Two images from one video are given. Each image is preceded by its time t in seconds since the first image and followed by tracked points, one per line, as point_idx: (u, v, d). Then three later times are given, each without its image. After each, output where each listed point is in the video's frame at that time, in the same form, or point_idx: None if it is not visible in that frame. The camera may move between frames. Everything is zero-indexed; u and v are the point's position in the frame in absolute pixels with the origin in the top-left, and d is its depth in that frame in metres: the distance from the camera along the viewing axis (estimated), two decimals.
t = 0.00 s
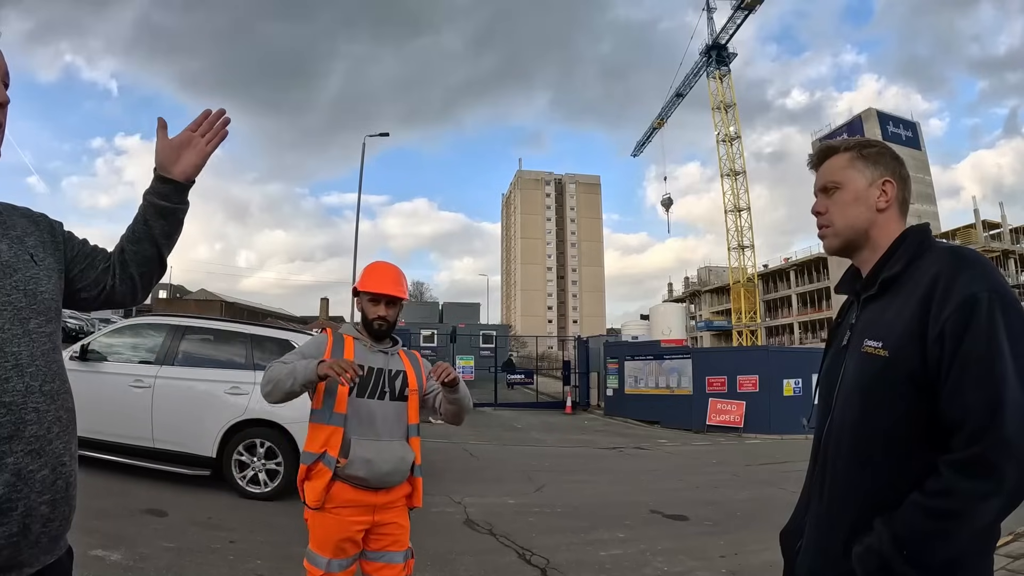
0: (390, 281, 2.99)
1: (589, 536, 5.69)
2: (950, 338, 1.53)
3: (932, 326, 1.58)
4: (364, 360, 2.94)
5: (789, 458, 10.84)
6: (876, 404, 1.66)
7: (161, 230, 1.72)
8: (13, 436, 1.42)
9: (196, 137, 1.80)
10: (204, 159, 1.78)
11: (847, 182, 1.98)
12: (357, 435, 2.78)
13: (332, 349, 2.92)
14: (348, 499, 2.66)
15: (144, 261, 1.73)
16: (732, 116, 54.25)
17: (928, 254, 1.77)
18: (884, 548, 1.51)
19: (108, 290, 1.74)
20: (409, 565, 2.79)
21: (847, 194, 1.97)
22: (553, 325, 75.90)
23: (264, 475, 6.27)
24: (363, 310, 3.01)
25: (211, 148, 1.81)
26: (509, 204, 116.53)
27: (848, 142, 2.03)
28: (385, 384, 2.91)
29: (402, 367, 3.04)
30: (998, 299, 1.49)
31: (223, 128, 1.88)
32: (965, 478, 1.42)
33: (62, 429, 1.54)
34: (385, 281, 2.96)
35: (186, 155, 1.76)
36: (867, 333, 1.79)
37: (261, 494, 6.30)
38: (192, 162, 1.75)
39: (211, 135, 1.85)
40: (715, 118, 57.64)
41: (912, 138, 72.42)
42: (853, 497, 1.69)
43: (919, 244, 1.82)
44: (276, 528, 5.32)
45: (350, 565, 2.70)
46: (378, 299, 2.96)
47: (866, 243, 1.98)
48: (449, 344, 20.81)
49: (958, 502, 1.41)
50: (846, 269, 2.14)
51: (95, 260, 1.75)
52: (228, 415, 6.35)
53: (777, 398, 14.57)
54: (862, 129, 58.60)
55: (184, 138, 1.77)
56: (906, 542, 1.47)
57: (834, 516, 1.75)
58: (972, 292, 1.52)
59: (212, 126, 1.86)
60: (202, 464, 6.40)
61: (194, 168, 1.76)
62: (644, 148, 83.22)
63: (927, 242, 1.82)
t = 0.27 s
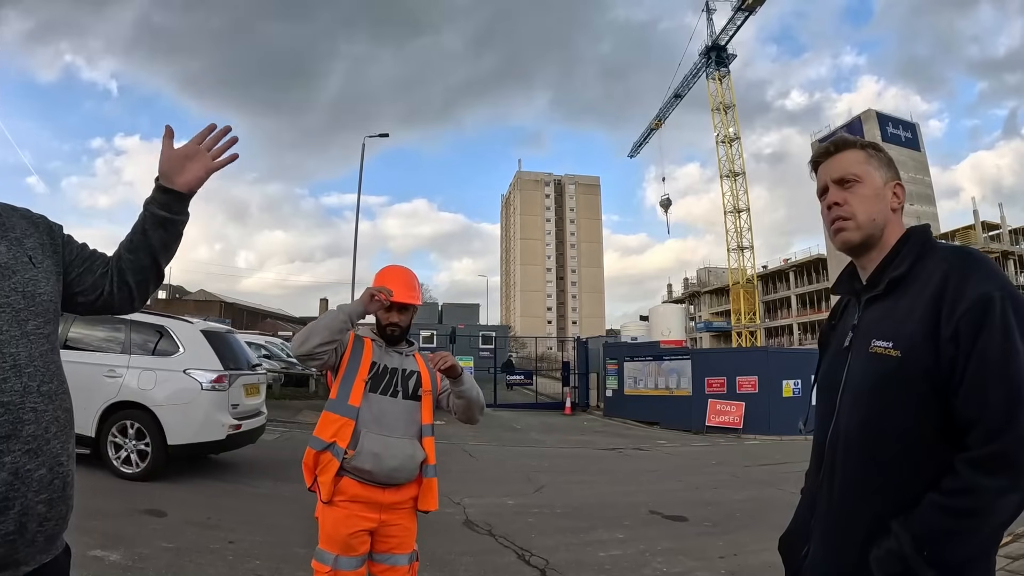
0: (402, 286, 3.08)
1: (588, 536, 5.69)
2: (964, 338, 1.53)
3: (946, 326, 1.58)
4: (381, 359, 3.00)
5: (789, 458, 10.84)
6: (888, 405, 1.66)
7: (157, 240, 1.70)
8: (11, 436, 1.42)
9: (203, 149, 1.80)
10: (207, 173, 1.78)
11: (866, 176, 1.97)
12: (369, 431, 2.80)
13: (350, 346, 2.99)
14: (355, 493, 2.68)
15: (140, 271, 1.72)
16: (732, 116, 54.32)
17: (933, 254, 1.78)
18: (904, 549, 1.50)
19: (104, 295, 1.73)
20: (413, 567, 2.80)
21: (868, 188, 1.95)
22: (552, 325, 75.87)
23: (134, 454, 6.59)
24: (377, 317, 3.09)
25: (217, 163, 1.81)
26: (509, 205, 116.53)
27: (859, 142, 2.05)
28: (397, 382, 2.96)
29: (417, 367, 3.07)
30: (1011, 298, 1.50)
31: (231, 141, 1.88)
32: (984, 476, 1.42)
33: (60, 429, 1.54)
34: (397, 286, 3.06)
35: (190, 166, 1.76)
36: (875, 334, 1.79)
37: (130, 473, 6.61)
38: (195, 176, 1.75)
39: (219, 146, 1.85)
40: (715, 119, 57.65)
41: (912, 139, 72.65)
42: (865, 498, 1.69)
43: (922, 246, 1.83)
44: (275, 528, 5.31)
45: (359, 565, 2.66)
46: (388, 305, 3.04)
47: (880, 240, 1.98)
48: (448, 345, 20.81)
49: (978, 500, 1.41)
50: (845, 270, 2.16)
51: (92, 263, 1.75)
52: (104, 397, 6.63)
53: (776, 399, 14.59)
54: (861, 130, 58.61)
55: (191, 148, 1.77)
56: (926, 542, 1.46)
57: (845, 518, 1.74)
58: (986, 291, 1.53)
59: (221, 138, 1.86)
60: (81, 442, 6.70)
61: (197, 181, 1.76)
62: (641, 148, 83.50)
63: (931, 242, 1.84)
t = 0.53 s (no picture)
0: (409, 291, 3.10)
1: (588, 537, 5.71)
2: (967, 338, 1.54)
3: (947, 327, 1.60)
4: (390, 361, 3.01)
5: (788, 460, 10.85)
6: (890, 405, 1.66)
7: (153, 262, 1.69)
8: (2, 441, 1.42)
9: (211, 180, 1.78)
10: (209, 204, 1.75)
11: (868, 177, 1.99)
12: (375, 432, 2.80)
13: (360, 348, 2.99)
14: (359, 494, 2.68)
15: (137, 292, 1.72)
16: (731, 117, 54.34)
17: (931, 255, 1.80)
18: (913, 551, 1.50)
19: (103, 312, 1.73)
20: (415, 568, 2.80)
21: (870, 189, 1.97)
22: (552, 326, 75.89)
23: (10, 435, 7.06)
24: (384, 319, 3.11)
25: (222, 196, 1.79)
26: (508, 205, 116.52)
27: (861, 143, 2.07)
28: (404, 385, 2.97)
29: (424, 370, 3.08)
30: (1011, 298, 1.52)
31: (242, 175, 1.86)
32: (991, 474, 1.43)
33: (54, 435, 1.54)
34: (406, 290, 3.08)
35: (192, 195, 1.74)
36: (874, 334, 1.79)
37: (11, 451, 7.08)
38: (195, 206, 1.73)
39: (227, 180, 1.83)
40: (714, 120, 57.71)
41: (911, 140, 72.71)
42: (868, 499, 1.69)
43: (919, 248, 1.85)
44: (274, 529, 5.32)
45: (361, 565, 2.66)
46: (396, 308, 3.06)
47: (880, 242, 1.98)
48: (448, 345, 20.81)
49: (987, 498, 1.42)
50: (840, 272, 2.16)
51: (96, 275, 1.77)
52: None
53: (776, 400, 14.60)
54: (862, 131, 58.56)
55: (197, 178, 1.76)
56: (935, 543, 1.46)
57: (847, 520, 1.74)
58: (987, 292, 1.55)
59: (232, 171, 1.84)
60: None
61: (195, 210, 1.73)
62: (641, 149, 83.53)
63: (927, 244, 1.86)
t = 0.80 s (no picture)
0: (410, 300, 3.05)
1: (587, 537, 5.72)
2: (959, 338, 1.55)
3: (939, 327, 1.60)
4: (390, 363, 3.02)
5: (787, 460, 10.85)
6: (884, 405, 1.66)
7: (161, 275, 1.69)
8: None
9: (226, 198, 1.76)
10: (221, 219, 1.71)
11: (861, 179, 2.00)
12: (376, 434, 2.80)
13: (361, 351, 3.00)
14: (364, 497, 2.68)
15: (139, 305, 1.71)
16: (730, 118, 54.35)
17: (922, 255, 1.80)
18: (909, 552, 1.50)
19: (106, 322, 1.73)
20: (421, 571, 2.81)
21: (862, 191, 1.98)
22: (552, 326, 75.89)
23: None
24: (384, 323, 3.10)
25: (237, 213, 1.75)
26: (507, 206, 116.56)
27: (853, 145, 2.08)
28: (405, 386, 2.97)
29: (424, 371, 3.09)
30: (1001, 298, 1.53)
31: (260, 196, 1.83)
32: (985, 473, 1.44)
33: (49, 443, 1.54)
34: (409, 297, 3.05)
35: (207, 211, 1.73)
36: (865, 335, 1.79)
37: None
38: (207, 221, 1.70)
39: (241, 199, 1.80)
40: (714, 121, 57.70)
41: (911, 141, 72.79)
42: (862, 501, 1.69)
43: (910, 249, 1.85)
44: (273, 530, 5.32)
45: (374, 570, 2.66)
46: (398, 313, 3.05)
47: (872, 243, 1.98)
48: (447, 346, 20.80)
49: (981, 497, 1.42)
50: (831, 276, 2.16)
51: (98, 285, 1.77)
52: None
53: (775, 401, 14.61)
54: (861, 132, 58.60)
55: (214, 196, 1.75)
56: (931, 544, 1.47)
57: (841, 521, 1.74)
58: (978, 292, 1.55)
59: (251, 192, 1.81)
60: None
61: (208, 224, 1.70)
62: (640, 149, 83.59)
63: (915, 245, 1.87)
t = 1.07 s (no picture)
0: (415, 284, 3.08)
1: (587, 537, 5.72)
2: (951, 339, 1.55)
3: (930, 328, 1.60)
4: (389, 364, 3.01)
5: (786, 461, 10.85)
6: (876, 408, 1.66)
7: (164, 287, 1.71)
8: None
9: (231, 210, 1.75)
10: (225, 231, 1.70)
11: (853, 182, 2.00)
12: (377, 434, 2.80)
13: (359, 351, 3.01)
14: (367, 499, 2.68)
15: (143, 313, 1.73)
16: (730, 118, 54.39)
17: (915, 257, 1.80)
18: (901, 554, 1.50)
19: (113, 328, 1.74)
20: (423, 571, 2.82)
21: (854, 194, 1.98)
22: (551, 327, 75.92)
23: None
24: (383, 327, 3.05)
25: (241, 226, 1.74)
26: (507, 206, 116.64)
27: (846, 147, 2.08)
28: (404, 386, 2.97)
29: (423, 370, 3.09)
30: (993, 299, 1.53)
31: (266, 211, 1.82)
32: (977, 474, 1.44)
33: (50, 447, 1.54)
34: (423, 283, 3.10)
35: (212, 224, 1.72)
36: (857, 337, 1.79)
37: None
38: (211, 233, 1.69)
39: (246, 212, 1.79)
40: (714, 121, 57.75)
41: (910, 142, 72.87)
42: (856, 503, 1.69)
43: (903, 250, 1.85)
44: (273, 530, 5.32)
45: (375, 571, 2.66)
46: (398, 319, 3.02)
47: (866, 246, 1.98)
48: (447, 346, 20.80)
49: (973, 499, 1.42)
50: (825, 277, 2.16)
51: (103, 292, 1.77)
52: None
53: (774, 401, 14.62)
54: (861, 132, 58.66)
55: (219, 208, 1.75)
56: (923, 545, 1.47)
57: (834, 523, 1.74)
58: (970, 293, 1.56)
59: (257, 206, 1.81)
60: None
61: (211, 236, 1.70)
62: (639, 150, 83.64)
63: (908, 247, 1.87)
